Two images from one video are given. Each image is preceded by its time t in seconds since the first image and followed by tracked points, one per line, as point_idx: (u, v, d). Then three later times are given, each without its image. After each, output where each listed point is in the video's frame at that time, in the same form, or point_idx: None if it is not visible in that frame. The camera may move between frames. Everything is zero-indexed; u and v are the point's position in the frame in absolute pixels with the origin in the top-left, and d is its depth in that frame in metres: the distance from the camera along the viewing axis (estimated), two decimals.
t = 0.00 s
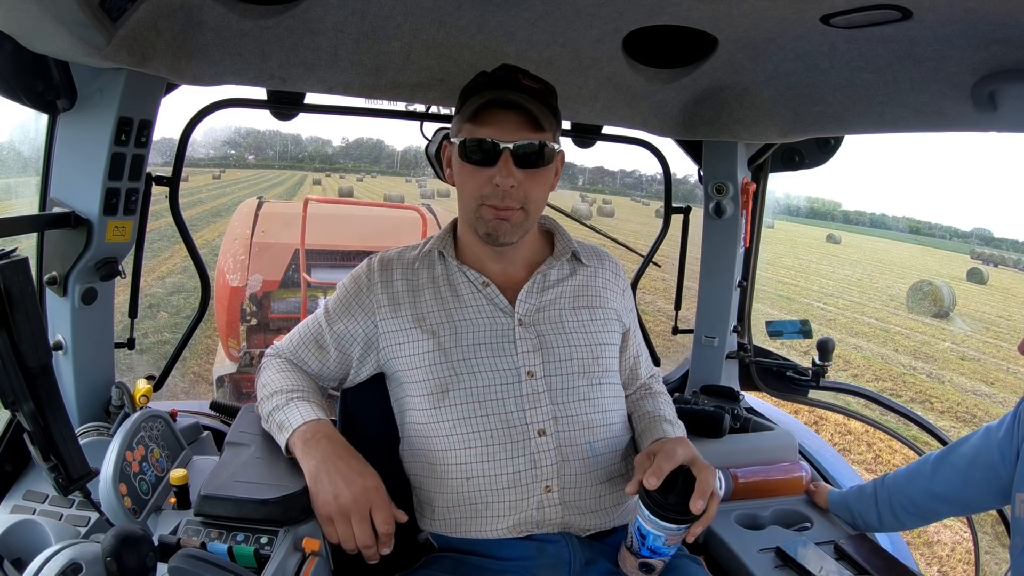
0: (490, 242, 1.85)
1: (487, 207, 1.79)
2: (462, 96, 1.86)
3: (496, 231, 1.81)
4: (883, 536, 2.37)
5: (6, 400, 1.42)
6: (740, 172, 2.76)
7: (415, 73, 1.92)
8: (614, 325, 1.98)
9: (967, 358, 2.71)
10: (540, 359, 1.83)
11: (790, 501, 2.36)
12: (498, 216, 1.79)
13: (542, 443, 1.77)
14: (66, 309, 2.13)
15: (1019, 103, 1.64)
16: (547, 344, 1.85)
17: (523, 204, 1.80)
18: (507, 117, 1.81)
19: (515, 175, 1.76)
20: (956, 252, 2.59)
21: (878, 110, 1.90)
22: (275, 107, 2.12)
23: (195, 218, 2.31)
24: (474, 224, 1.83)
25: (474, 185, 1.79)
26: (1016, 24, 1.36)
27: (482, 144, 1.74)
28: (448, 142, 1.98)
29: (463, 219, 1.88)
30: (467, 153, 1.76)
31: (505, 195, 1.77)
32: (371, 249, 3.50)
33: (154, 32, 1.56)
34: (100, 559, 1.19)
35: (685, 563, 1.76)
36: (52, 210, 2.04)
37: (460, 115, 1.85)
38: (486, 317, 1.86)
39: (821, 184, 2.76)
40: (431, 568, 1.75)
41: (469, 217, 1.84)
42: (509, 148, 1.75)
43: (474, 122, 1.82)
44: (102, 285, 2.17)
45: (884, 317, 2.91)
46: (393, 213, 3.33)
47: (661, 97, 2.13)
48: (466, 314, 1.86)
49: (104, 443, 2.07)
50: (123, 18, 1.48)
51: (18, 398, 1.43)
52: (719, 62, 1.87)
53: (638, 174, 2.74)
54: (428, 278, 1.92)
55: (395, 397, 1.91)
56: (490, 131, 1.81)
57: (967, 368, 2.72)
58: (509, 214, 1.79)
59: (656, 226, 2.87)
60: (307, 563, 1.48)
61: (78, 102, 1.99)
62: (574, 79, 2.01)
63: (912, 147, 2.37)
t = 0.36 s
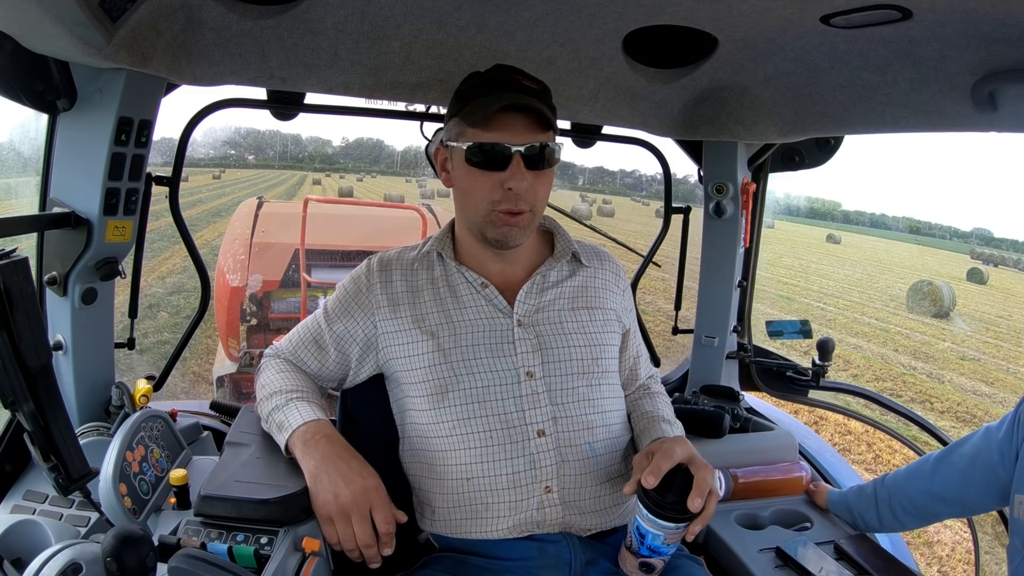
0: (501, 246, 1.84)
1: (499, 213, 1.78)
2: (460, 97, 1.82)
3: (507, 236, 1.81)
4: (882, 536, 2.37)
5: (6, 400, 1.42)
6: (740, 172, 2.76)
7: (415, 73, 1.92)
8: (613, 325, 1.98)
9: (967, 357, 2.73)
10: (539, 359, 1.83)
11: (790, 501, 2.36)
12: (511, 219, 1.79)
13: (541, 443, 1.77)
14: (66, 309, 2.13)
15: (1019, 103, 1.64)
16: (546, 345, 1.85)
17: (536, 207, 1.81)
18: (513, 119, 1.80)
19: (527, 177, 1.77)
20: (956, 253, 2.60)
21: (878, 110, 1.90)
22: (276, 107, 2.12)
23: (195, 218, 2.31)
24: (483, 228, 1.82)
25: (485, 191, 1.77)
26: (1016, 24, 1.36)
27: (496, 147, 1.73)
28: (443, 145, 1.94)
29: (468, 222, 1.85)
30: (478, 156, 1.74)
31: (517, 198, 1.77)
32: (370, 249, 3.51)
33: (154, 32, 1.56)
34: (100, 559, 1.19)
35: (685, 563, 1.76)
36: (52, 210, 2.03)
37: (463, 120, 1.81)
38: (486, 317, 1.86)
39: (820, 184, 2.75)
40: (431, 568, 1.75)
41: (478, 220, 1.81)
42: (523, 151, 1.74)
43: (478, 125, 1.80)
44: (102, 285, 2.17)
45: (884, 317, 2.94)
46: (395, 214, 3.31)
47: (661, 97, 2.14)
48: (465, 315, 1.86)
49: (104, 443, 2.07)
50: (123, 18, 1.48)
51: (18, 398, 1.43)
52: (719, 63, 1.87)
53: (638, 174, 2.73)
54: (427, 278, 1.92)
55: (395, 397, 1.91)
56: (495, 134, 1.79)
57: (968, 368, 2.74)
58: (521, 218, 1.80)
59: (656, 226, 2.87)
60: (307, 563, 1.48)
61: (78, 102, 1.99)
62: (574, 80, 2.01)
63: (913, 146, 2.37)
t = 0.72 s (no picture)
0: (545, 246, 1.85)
1: (555, 214, 1.80)
2: (510, 94, 1.78)
3: (556, 236, 1.83)
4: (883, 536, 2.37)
5: (6, 400, 1.43)
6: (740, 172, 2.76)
7: (415, 73, 1.92)
8: (615, 326, 1.98)
9: (968, 358, 2.72)
10: (542, 360, 1.82)
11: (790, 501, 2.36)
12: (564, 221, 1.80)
13: (543, 444, 1.77)
14: (66, 309, 2.13)
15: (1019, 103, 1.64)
16: (549, 345, 1.85)
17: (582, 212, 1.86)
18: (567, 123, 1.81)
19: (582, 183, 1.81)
20: (956, 253, 2.60)
21: (878, 110, 1.90)
22: (275, 107, 2.12)
23: (195, 218, 2.31)
24: (531, 228, 1.81)
25: (542, 191, 1.77)
26: (1016, 24, 1.36)
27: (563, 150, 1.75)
28: (472, 144, 1.87)
29: (510, 223, 1.83)
30: (543, 157, 1.75)
31: (569, 201, 1.80)
32: (370, 249, 3.51)
33: (153, 32, 1.56)
34: (100, 559, 1.19)
35: (686, 564, 1.76)
36: (52, 210, 2.03)
37: (517, 119, 1.78)
38: (488, 318, 1.86)
39: (820, 184, 2.76)
40: (431, 568, 1.75)
41: (526, 220, 1.80)
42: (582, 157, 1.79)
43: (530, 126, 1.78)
44: (102, 285, 2.17)
45: (884, 317, 2.93)
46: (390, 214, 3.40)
47: (661, 97, 2.14)
48: (468, 315, 1.86)
49: (104, 443, 2.07)
50: (123, 18, 1.48)
51: (18, 398, 1.43)
52: (719, 62, 1.87)
53: (638, 174, 2.73)
54: (430, 279, 1.91)
55: (396, 397, 1.91)
56: (551, 135, 1.77)
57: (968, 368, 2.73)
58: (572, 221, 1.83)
59: (656, 226, 2.88)
60: (307, 563, 1.48)
61: (78, 102, 1.99)
62: (574, 80, 2.01)
63: (913, 146, 2.37)
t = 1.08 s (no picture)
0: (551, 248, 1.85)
1: (562, 217, 1.79)
2: (522, 95, 1.78)
3: (562, 239, 1.83)
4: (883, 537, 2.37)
5: (6, 400, 1.43)
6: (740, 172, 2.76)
7: (416, 73, 1.92)
8: (615, 327, 1.98)
9: (968, 357, 2.73)
10: (543, 360, 1.82)
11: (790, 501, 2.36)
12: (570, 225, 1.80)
13: (543, 445, 1.77)
14: (66, 309, 2.13)
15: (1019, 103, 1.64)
16: (550, 346, 1.85)
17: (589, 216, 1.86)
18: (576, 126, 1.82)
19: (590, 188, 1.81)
20: (956, 253, 2.59)
21: (878, 110, 1.90)
22: (275, 107, 2.12)
23: (195, 218, 2.31)
24: (538, 230, 1.81)
25: (551, 193, 1.77)
26: (1016, 24, 1.36)
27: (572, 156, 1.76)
28: (481, 143, 1.87)
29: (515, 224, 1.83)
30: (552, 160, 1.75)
31: (576, 204, 1.80)
32: (370, 249, 3.51)
33: (153, 31, 1.56)
34: (100, 559, 1.19)
35: (686, 564, 1.76)
36: (52, 211, 2.03)
37: (528, 120, 1.77)
38: (489, 318, 1.86)
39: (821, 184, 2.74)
40: (432, 568, 1.75)
41: (532, 222, 1.80)
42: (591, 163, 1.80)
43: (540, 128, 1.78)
44: (103, 285, 2.17)
45: (884, 317, 2.96)
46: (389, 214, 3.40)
47: (661, 97, 2.14)
48: (469, 316, 1.86)
49: (104, 443, 2.07)
50: (123, 17, 1.48)
51: (18, 398, 1.43)
52: (719, 62, 1.87)
53: (638, 174, 2.72)
54: (431, 279, 1.91)
55: (397, 397, 1.91)
56: (563, 139, 1.77)
57: (968, 368, 2.74)
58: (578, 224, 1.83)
59: (656, 226, 2.88)
60: (307, 564, 1.48)
61: (78, 102, 1.99)
62: (574, 80, 2.01)
63: (913, 146, 2.37)
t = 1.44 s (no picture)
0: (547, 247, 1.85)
1: (557, 216, 1.80)
2: (517, 96, 1.78)
3: (558, 237, 1.83)
4: (883, 536, 2.37)
5: (6, 400, 1.43)
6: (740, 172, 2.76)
7: (416, 73, 1.92)
8: (615, 326, 1.98)
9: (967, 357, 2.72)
10: (542, 360, 1.82)
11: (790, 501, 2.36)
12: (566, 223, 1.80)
13: (543, 444, 1.77)
14: (66, 309, 2.13)
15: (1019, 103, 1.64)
16: (549, 345, 1.85)
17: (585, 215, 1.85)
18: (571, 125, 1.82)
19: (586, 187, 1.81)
20: (956, 253, 2.59)
21: (878, 110, 1.90)
22: (275, 107, 2.12)
23: (195, 218, 2.31)
24: (533, 229, 1.80)
25: (547, 192, 1.77)
26: (1016, 24, 1.36)
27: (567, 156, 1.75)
28: (476, 144, 1.87)
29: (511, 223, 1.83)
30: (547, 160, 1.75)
31: (571, 203, 1.80)
32: (370, 249, 3.51)
33: (153, 32, 1.56)
34: (100, 558, 1.19)
35: (685, 564, 1.76)
36: (52, 210, 2.03)
37: (523, 120, 1.77)
38: (489, 319, 1.86)
39: (820, 184, 2.76)
40: (431, 567, 1.75)
41: (527, 220, 1.80)
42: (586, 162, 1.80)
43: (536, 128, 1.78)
44: (102, 285, 2.17)
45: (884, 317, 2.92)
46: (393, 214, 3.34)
47: (661, 97, 2.14)
48: (469, 316, 1.86)
49: (104, 443, 2.07)
50: (123, 17, 1.48)
51: (18, 398, 1.43)
52: (719, 62, 1.87)
53: (638, 174, 2.72)
54: (431, 279, 1.91)
55: (396, 397, 1.91)
56: (558, 139, 1.77)
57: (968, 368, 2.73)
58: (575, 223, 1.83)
59: (656, 226, 2.88)
60: (307, 563, 1.48)
61: (78, 102, 1.99)
62: (574, 79, 2.01)
63: (912, 146, 2.37)
